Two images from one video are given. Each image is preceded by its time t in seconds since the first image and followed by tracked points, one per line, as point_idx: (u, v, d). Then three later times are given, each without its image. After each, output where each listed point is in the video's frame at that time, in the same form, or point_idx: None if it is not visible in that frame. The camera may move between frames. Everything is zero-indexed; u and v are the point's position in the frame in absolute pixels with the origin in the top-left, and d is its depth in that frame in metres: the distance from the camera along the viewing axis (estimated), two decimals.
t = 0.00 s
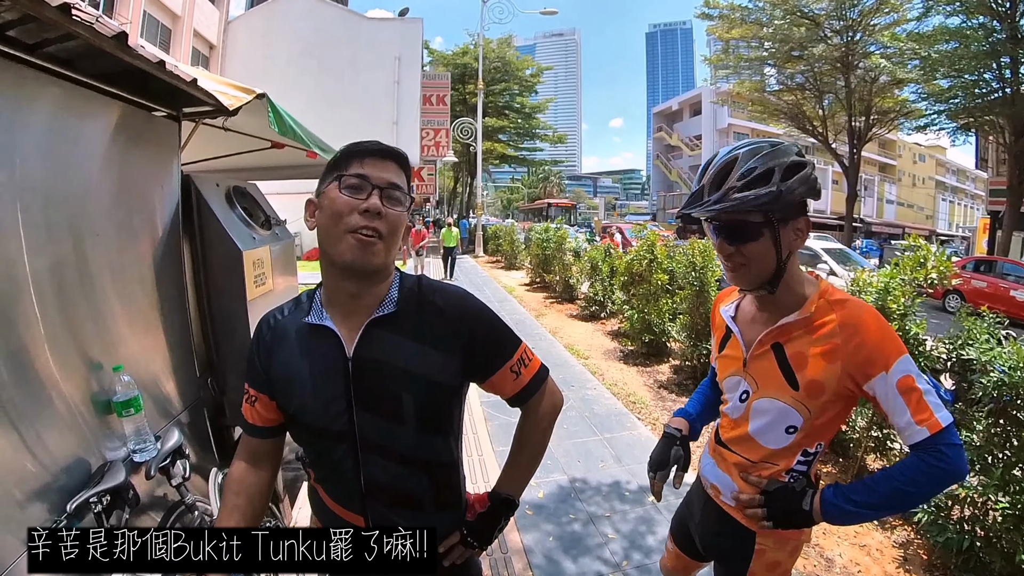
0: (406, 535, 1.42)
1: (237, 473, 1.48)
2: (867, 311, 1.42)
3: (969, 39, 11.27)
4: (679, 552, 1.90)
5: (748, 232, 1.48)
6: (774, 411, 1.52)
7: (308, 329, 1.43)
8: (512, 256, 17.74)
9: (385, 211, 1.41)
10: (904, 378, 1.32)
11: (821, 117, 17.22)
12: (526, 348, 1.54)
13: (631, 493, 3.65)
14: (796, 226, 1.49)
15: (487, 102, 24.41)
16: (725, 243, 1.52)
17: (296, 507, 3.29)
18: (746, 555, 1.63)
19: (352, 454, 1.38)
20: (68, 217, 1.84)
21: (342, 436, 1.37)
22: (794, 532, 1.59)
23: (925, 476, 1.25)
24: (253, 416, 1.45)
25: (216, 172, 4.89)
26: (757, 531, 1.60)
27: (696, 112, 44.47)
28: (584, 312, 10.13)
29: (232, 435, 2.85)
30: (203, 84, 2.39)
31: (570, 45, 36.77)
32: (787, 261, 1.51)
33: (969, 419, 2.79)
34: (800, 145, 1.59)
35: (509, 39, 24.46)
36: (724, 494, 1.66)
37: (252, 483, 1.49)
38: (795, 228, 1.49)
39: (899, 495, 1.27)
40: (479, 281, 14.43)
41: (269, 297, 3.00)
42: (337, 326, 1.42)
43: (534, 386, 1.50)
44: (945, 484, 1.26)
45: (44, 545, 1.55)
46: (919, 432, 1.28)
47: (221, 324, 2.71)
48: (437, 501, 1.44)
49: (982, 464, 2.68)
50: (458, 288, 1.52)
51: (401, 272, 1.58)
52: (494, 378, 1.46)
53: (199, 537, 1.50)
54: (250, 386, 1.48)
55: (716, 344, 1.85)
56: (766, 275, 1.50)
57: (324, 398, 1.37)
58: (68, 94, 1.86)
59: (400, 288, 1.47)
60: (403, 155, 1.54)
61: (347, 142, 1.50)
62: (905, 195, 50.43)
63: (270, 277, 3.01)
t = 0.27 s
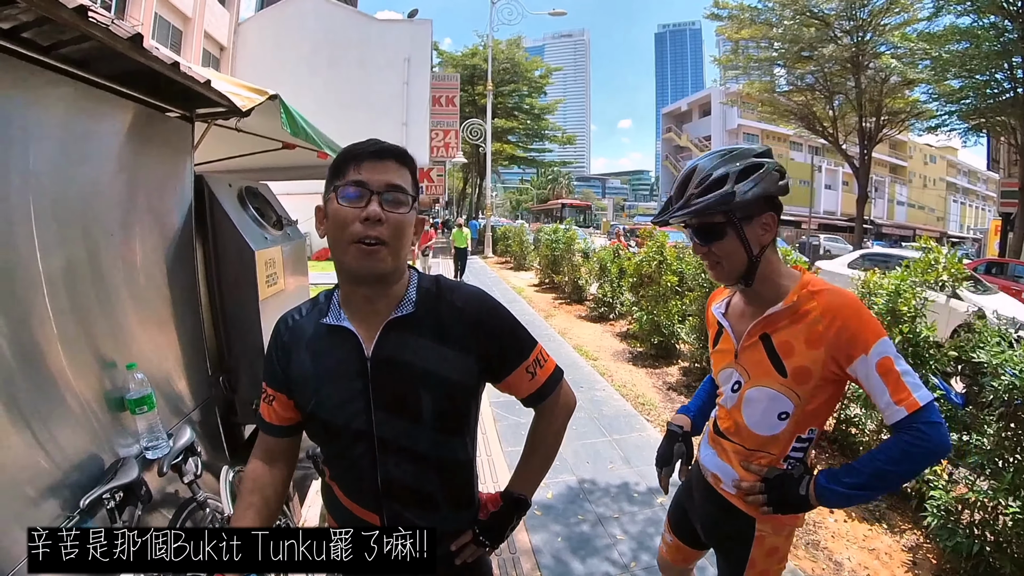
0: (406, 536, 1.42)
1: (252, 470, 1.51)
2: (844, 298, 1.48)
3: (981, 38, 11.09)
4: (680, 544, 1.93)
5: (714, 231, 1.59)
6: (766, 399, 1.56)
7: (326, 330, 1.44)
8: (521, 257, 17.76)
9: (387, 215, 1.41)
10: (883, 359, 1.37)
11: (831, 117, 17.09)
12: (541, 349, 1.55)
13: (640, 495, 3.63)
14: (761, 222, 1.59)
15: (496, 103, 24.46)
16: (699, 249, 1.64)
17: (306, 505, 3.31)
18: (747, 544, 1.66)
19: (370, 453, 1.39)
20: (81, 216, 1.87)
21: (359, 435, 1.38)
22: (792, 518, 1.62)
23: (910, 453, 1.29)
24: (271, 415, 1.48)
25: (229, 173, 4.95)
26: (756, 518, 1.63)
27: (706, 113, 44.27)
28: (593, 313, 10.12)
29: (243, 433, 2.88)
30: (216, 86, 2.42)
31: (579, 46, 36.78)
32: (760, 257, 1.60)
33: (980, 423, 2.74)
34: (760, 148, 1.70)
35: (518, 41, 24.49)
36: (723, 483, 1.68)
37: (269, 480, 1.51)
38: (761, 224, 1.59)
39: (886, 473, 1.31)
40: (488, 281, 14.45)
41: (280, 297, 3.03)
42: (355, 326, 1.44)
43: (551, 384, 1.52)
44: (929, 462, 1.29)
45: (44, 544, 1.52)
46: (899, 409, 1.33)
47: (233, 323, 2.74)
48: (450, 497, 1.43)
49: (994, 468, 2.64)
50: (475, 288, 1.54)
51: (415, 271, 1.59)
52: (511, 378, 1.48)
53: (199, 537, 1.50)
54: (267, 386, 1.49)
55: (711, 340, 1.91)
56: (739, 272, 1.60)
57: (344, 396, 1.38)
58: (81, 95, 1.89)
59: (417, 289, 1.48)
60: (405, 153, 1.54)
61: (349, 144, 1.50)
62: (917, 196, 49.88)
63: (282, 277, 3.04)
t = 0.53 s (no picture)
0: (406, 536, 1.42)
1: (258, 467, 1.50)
2: (795, 282, 1.62)
3: (991, 38, 10.90)
4: (680, 526, 2.09)
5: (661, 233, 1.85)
6: (737, 376, 1.71)
7: (337, 327, 1.45)
8: (530, 258, 17.77)
9: (370, 217, 1.39)
10: (833, 335, 1.51)
11: (841, 118, 16.94)
12: (549, 349, 1.56)
13: (646, 496, 3.62)
14: (697, 219, 1.76)
15: (505, 104, 24.49)
16: (664, 247, 1.91)
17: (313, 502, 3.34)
18: (728, 516, 1.80)
19: (379, 450, 1.40)
20: (93, 215, 1.89)
21: (370, 430, 1.40)
22: (767, 491, 1.75)
23: (862, 421, 1.42)
24: (282, 411, 1.49)
25: (239, 172, 4.99)
26: (735, 491, 1.76)
27: (715, 114, 44.03)
28: (601, 315, 10.10)
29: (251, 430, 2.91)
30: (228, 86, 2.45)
31: (588, 47, 36.76)
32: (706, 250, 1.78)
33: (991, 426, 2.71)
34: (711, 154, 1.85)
35: (527, 42, 24.51)
36: (705, 459, 1.83)
37: (277, 476, 1.51)
38: (698, 221, 1.76)
39: (841, 441, 1.43)
40: (496, 282, 14.47)
41: (290, 296, 3.05)
42: (365, 324, 1.44)
43: (557, 383, 1.53)
44: (879, 429, 1.42)
45: (44, 544, 1.52)
46: (850, 380, 1.46)
47: (242, 321, 2.77)
48: (457, 493, 1.45)
49: (1003, 472, 2.60)
50: (484, 286, 1.54)
51: (424, 269, 1.59)
52: (518, 376, 1.49)
53: (200, 537, 1.50)
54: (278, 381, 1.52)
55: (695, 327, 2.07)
56: (691, 264, 1.82)
57: (355, 391, 1.40)
58: (92, 94, 1.92)
59: (427, 287, 1.49)
60: (395, 149, 1.50)
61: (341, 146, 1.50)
62: (927, 198, 49.40)
63: (291, 276, 3.06)
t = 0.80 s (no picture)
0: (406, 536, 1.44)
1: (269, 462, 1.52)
2: (749, 270, 1.79)
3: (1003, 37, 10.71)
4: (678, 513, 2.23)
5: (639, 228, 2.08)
6: (708, 359, 1.89)
7: (348, 325, 1.47)
8: (538, 258, 17.76)
9: (363, 218, 1.40)
10: (778, 315, 1.68)
11: (851, 119, 16.78)
12: (557, 348, 1.58)
13: (653, 497, 3.61)
14: (666, 217, 1.97)
15: (514, 105, 24.50)
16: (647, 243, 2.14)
17: (321, 500, 3.36)
18: (714, 493, 1.93)
19: (388, 445, 1.41)
20: (104, 214, 1.92)
21: (380, 427, 1.40)
22: (749, 469, 1.88)
23: (808, 394, 1.57)
24: (293, 407, 1.51)
25: (251, 173, 5.04)
26: (720, 469, 1.89)
27: (724, 115, 43.79)
28: (609, 316, 10.08)
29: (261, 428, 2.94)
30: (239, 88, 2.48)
31: (596, 47, 36.73)
32: (676, 244, 1.99)
33: (1001, 429, 2.68)
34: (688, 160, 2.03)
35: (536, 43, 24.52)
36: (691, 439, 2.00)
37: (287, 471, 1.52)
38: (666, 218, 1.97)
39: (791, 415, 1.59)
40: (504, 283, 14.47)
41: (299, 295, 3.08)
42: (375, 322, 1.46)
43: (566, 382, 1.54)
44: (824, 400, 1.56)
45: (44, 544, 1.52)
46: (793, 355, 1.62)
47: (253, 320, 2.80)
48: (465, 489, 1.46)
49: (1013, 476, 2.57)
50: (492, 285, 1.55)
51: (433, 269, 1.60)
52: (527, 374, 1.50)
53: (200, 537, 1.53)
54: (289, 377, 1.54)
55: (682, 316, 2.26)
56: (664, 257, 2.04)
57: (365, 389, 1.41)
58: (104, 94, 1.94)
59: (437, 286, 1.49)
60: (390, 148, 1.50)
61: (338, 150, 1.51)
62: (939, 199, 48.85)
63: (301, 275, 3.09)
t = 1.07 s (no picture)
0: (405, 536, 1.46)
1: (282, 460, 1.53)
2: (717, 269, 1.82)
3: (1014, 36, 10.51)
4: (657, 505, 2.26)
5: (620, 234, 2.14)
6: (687, 358, 1.93)
7: (360, 326, 1.47)
8: (547, 259, 17.74)
9: (371, 219, 1.41)
10: (741, 312, 1.70)
11: (861, 120, 16.62)
12: (566, 349, 1.59)
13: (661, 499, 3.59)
14: (643, 222, 2.02)
15: (523, 106, 24.51)
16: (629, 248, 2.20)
17: (329, 499, 3.38)
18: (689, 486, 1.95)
19: (400, 444, 1.42)
20: (116, 215, 1.95)
21: (392, 426, 1.41)
22: (731, 470, 1.89)
23: (770, 391, 1.59)
24: (305, 407, 1.52)
25: (262, 173, 5.09)
26: (700, 465, 1.92)
27: (733, 116, 43.52)
28: (617, 317, 10.06)
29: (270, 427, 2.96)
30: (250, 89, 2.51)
31: (605, 48, 36.70)
32: (654, 249, 2.04)
33: (1012, 434, 2.65)
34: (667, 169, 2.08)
35: (545, 44, 24.53)
36: (677, 436, 2.02)
37: (299, 471, 1.53)
38: (643, 224, 2.02)
39: (759, 412, 1.61)
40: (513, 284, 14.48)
41: (310, 295, 3.10)
42: (386, 322, 1.46)
43: (575, 382, 1.56)
44: (786, 396, 1.58)
45: (44, 544, 1.52)
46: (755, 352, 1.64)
47: (264, 319, 2.82)
48: (475, 489, 1.46)
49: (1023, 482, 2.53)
50: (502, 285, 1.55)
51: (444, 269, 1.61)
52: (536, 375, 1.52)
53: (199, 537, 1.57)
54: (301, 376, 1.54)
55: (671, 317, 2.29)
56: (643, 260, 2.09)
57: (377, 389, 1.41)
58: (117, 96, 1.97)
59: (448, 286, 1.50)
60: (396, 149, 1.51)
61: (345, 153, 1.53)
62: (950, 201, 48.25)
63: (311, 275, 3.11)
